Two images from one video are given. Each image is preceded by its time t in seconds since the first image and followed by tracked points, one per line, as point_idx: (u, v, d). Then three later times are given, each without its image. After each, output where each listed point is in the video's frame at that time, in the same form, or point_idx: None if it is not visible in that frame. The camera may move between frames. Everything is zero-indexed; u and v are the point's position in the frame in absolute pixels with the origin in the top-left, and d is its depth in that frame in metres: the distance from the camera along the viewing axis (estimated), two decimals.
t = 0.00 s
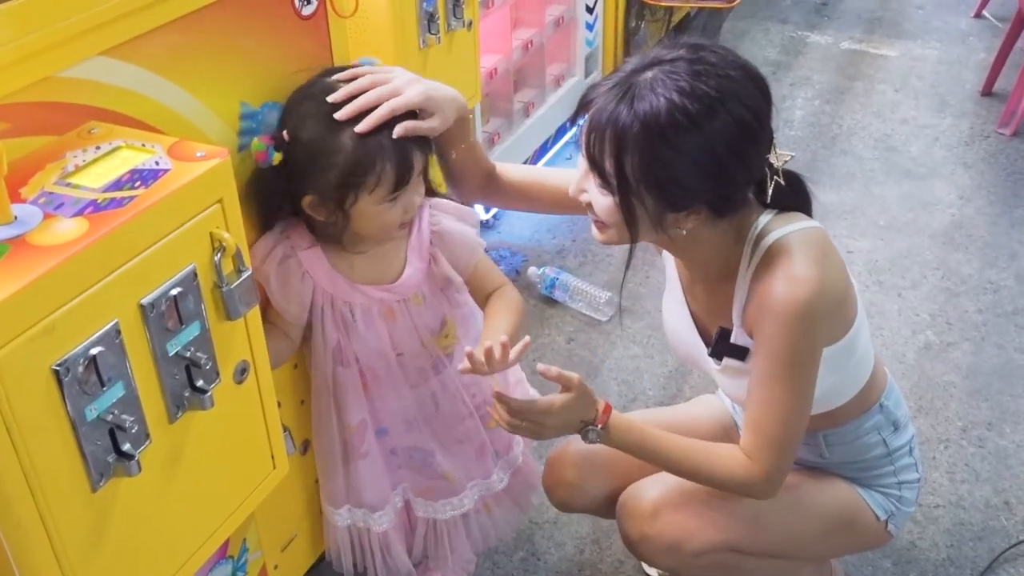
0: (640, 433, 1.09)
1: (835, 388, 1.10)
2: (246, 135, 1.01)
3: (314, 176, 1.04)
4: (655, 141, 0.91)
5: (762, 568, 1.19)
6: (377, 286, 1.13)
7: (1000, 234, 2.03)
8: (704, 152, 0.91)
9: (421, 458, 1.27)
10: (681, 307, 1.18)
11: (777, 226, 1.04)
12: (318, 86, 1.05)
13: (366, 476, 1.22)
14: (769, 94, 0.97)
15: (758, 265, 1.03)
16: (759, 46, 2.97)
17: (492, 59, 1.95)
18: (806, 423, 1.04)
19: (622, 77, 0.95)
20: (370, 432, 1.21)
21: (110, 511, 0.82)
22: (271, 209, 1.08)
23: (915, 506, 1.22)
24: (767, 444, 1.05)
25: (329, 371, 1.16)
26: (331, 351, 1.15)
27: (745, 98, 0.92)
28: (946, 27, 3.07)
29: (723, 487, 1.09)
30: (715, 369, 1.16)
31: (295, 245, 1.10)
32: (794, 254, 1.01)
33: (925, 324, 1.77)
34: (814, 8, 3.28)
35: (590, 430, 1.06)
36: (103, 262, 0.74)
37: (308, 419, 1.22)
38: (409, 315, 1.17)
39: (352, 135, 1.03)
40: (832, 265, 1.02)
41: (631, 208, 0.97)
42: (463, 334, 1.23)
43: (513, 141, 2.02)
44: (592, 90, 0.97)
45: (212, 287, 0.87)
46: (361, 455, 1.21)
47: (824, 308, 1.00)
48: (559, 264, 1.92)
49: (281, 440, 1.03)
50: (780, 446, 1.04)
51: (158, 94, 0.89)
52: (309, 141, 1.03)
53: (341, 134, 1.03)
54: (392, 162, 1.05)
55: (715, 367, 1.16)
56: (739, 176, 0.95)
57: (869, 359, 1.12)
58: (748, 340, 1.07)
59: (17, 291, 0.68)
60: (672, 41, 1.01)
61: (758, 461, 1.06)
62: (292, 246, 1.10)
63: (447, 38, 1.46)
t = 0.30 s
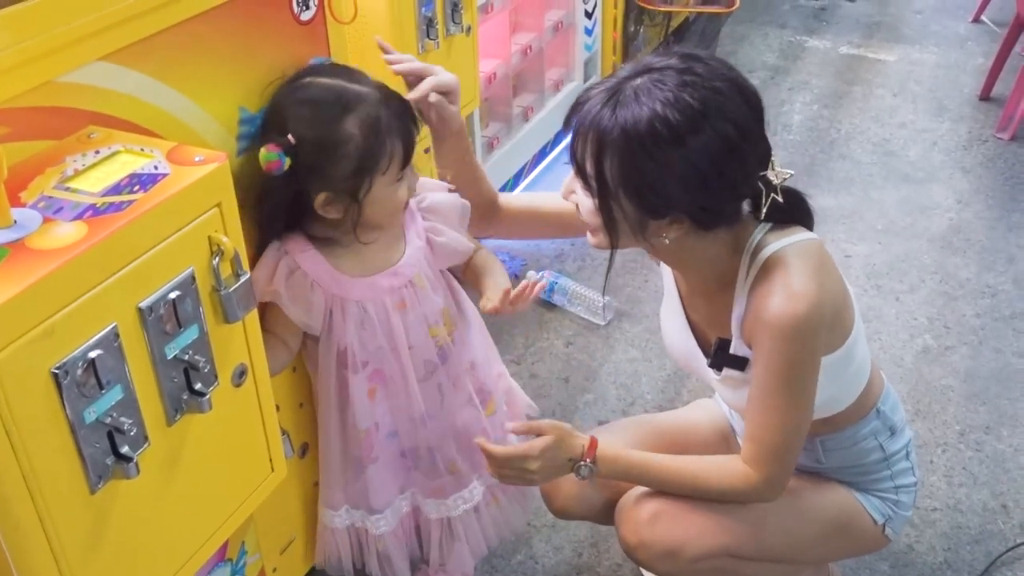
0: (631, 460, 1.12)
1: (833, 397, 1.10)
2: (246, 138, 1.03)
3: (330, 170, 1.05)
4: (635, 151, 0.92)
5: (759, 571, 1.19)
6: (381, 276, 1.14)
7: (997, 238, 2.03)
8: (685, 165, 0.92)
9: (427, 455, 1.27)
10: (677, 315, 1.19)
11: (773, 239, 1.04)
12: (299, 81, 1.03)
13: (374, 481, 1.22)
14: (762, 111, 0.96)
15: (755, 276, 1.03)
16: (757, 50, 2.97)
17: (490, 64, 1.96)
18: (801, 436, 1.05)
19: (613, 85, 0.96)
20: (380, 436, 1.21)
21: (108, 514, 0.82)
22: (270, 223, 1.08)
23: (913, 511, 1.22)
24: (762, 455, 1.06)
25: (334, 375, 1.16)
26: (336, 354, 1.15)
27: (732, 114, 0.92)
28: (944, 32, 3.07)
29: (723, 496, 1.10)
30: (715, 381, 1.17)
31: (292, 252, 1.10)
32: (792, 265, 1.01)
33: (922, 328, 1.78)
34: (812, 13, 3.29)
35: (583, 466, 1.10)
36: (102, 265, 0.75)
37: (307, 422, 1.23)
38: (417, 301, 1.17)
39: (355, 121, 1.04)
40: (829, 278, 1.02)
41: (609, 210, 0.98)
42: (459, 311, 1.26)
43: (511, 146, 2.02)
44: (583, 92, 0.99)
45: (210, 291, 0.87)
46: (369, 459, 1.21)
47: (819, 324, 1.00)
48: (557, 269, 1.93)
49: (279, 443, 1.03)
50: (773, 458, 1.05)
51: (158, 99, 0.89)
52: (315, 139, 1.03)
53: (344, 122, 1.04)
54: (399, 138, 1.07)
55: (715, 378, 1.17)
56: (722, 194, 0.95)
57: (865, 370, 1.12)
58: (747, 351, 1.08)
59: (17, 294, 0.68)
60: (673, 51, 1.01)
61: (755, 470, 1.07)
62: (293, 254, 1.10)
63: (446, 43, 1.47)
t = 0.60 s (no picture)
0: (613, 468, 1.19)
1: (822, 407, 1.11)
2: (234, 148, 1.03)
3: (362, 174, 1.10)
4: (593, 174, 0.95)
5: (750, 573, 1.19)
6: (385, 268, 1.20)
7: (988, 241, 2.04)
8: (643, 192, 0.94)
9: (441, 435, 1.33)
10: (663, 328, 1.19)
11: (752, 258, 1.05)
12: (321, 91, 1.07)
13: (402, 473, 1.27)
14: (731, 142, 0.96)
15: (734, 292, 1.05)
16: (748, 56, 2.98)
17: (481, 71, 1.97)
18: (783, 450, 1.05)
19: (586, 105, 0.97)
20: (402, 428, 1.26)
21: (96, 521, 0.82)
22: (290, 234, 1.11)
23: (903, 519, 1.23)
24: (743, 466, 1.07)
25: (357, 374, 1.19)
26: (357, 352, 1.19)
27: (692, 148, 0.93)
28: (934, 37, 3.08)
29: (711, 504, 1.12)
30: (700, 392, 1.17)
31: (301, 259, 1.12)
32: (772, 282, 1.02)
33: (913, 331, 1.78)
34: (803, 19, 3.30)
35: (565, 470, 1.20)
36: (88, 273, 0.76)
37: (295, 428, 1.23)
38: (418, 285, 1.25)
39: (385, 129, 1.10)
40: (808, 297, 1.02)
41: (570, 221, 1.01)
42: (446, 295, 1.32)
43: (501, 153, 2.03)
44: (561, 106, 1.00)
45: (197, 297, 0.88)
46: (395, 450, 1.25)
47: (795, 344, 1.00)
48: (549, 274, 1.93)
49: (269, 449, 1.04)
50: (752, 469, 1.07)
51: (144, 108, 0.90)
52: (351, 145, 1.08)
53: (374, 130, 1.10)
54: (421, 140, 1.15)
55: (698, 390, 1.17)
56: (680, 224, 0.97)
57: (858, 369, 1.13)
58: (730, 365, 1.09)
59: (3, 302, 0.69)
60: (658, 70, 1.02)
61: (738, 481, 1.09)
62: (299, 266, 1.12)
63: (435, 51, 1.48)
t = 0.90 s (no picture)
0: (603, 472, 1.19)
1: (811, 407, 1.11)
2: (217, 152, 1.03)
3: (342, 190, 1.11)
4: (589, 174, 0.95)
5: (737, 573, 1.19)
6: (374, 273, 1.21)
7: (972, 240, 2.05)
8: (639, 190, 0.94)
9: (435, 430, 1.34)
10: (649, 332, 1.19)
11: (743, 258, 1.05)
12: (297, 106, 1.07)
13: (405, 469, 1.28)
14: (725, 139, 0.97)
15: (725, 293, 1.05)
16: (734, 58, 2.99)
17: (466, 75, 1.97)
18: (776, 449, 1.05)
19: (580, 106, 0.97)
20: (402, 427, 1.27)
21: (78, 527, 0.82)
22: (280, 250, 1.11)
23: (888, 519, 1.23)
24: (736, 466, 1.07)
25: (357, 379, 1.20)
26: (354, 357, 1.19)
27: (687, 146, 0.93)
28: (918, 38, 3.10)
29: (704, 505, 1.11)
30: (689, 395, 1.17)
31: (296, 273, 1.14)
32: (763, 281, 1.02)
33: (898, 330, 1.79)
34: (788, 21, 3.31)
35: (558, 475, 1.20)
36: (69, 278, 0.75)
37: (282, 433, 1.23)
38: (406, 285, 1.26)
39: (364, 143, 1.11)
40: (799, 296, 1.02)
41: (565, 223, 1.01)
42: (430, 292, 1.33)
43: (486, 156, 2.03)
44: (555, 107, 1.00)
45: (179, 302, 0.88)
46: (394, 449, 1.27)
47: (787, 343, 1.00)
48: (535, 277, 1.94)
49: (253, 453, 1.04)
50: (745, 468, 1.07)
51: (127, 113, 0.90)
52: (328, 161, 1.09)
53: (353, 145, 1.10)
54: (400, 152, 1.15)
55: (688, 394, 1.17)
56: (675, 223, 0.97)
57: (846, 368, 1.13)
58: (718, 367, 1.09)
59: None
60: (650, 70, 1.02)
61: (731, 481, 1.09)
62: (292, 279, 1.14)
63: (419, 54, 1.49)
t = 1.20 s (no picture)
0: (589, 470, 1.18)
1: (799, 410, 1.11)
2: (201, 154, 1.02)
3: (339, 193, 1.12)
4: (573, 182, 0.95)
5: (725, 573, 1.19)
6: (381, 279, 1.23)
7: (958, 238, 2.05)
8: (623, 198, 0.94)
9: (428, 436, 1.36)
10: (637, 335, 1.18)
11: (729, 261, 1.05)
12: (297, 108, 1.09)
13: (386, 469, 1.30)
14: (710, 145, 0.97)
15: (711, 296, 1.05)
16: (721, 58, 3.00)
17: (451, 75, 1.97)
18: (762, 453, 1.06)
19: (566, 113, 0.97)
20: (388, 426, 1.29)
21: (61, 530, 0.81)
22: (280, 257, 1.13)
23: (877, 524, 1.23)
24: (723, 469, 1.07)
25: (353, 379, 1.22)
26: (353, 359, 1.21)
27: (673, 155, 0.93)
28: (904, 37, 3.11)
29: (691, 507, 1.12)
30: (676, 398, 1.17)
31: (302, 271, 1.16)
32: (748, 285, 1.02)
33: (885, 329, 1.79)
34: (774, 21, 3.32)
35: (545, 474, 1.20)
36: (50, 280, 0.75)
37: (268, 436, 1.22)
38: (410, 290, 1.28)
39: (362, 146, 1.11)
40: (785, 300, 1.02)
41: (552, 229, 1.00)
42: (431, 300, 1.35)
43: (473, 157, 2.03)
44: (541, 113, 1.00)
45: (162, 304, 0.87)
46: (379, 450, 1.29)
47: (772, 347, 1.00)
48: (523, 277, 1.93)
49: (238, 456, 1.03)
50: (732, 471, 1.07)
51: (109, 114, 0.90)
52: (325, 164, 1.10)
53: (351, 147, 1.11)
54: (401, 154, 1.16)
55: (675, 396, 1.17)
56: (660, 229, 0.97)
57: (835, 371, 1.13)
58: (706, 370, 1.09)
59: None
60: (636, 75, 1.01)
61: (718, 485, 1.09)
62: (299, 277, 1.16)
63: (404, 55, 1.48)
